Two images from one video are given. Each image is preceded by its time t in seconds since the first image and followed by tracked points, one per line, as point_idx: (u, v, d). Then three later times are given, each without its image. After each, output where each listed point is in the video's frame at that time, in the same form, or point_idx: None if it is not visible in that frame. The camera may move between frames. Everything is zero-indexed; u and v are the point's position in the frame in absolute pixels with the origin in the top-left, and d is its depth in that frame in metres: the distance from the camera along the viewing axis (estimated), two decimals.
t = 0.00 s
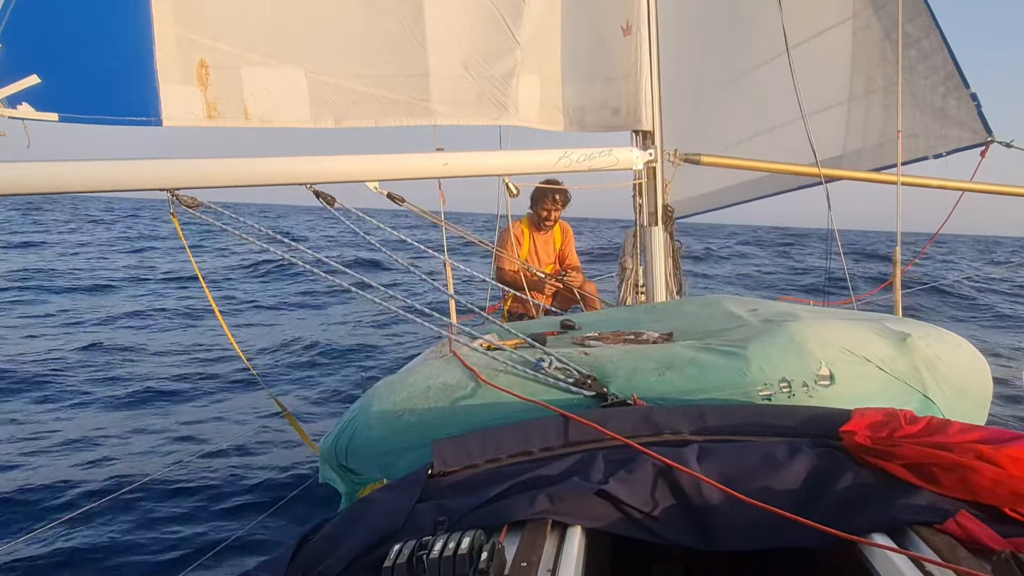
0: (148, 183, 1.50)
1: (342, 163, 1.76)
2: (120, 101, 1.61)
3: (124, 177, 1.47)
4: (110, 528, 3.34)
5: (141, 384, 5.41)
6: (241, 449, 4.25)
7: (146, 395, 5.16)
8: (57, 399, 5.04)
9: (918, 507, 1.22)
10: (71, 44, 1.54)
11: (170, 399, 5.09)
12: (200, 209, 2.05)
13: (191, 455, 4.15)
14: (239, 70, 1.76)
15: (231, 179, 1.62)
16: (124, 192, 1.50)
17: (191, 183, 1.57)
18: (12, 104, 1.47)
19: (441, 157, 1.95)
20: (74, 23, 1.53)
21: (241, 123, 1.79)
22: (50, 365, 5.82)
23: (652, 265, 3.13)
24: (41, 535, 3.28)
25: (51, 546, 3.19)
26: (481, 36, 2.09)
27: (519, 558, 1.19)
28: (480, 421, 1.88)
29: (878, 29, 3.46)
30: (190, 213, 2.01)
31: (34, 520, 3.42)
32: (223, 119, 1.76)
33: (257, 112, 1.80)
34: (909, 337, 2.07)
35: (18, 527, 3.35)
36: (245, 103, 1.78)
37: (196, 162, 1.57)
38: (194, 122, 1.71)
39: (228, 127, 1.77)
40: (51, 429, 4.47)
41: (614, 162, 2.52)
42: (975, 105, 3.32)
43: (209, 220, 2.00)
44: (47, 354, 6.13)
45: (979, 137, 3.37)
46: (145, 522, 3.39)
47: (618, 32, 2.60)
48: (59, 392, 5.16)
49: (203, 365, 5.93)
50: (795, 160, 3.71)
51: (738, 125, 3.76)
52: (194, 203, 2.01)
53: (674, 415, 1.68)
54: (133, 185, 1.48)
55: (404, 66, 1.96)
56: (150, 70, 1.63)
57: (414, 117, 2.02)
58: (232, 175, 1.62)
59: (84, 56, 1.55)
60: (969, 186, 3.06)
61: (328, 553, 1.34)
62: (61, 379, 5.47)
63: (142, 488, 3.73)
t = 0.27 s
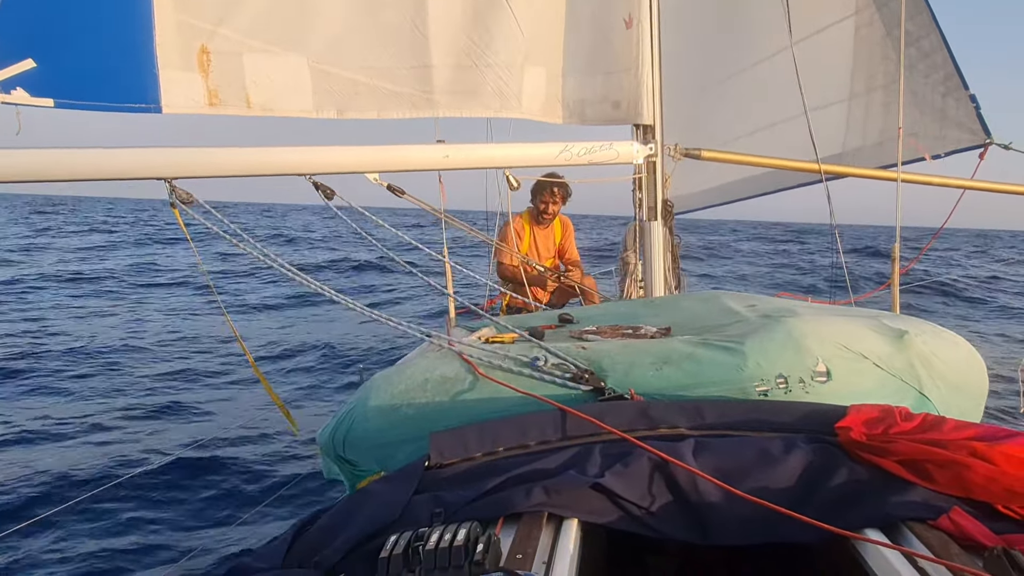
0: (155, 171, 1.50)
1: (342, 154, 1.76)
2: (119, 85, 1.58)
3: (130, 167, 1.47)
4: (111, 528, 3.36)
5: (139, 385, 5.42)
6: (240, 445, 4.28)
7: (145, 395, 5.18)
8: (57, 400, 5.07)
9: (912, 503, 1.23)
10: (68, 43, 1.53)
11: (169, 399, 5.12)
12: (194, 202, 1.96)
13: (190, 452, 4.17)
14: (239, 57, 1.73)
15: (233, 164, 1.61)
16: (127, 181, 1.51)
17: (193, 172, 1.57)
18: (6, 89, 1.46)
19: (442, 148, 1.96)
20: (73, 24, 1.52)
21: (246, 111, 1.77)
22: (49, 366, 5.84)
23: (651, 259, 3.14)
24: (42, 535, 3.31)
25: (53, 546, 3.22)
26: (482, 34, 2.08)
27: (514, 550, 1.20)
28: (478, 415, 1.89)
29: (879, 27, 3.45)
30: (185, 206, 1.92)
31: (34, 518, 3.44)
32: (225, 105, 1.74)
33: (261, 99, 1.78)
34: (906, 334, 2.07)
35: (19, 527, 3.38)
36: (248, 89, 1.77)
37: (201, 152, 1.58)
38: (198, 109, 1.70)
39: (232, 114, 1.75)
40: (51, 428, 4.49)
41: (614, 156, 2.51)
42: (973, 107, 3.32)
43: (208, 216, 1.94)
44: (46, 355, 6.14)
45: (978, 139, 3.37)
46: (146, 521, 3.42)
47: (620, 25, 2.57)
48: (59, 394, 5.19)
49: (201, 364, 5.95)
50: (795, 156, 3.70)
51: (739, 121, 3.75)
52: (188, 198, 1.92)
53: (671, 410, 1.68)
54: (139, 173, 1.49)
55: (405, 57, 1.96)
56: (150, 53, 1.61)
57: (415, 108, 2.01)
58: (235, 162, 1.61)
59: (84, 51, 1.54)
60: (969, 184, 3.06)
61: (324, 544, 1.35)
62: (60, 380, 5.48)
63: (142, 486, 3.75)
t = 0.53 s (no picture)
0: (147, 165, 1.50)
1: (344, 147, 1.76)
2: (123, 78, 1.57)
3: (125, 159, 1.47)
4: (110, 524, 3.36)
5: (139, 384, 5.42)
6: (239, 442, 4.28)
7: (145, 395, 5.17)
8: (57, 399, 5.06)
9: (908, 502, 1.23)
10: (66, 39, 1.49)
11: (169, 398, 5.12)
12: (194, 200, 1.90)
13: (190, 449, 4.17)
14: (248, 46, 1.74)
15: (235, 159, 1.62)
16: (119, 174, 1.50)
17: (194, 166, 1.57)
18: (5, 81, 1.39)
19: (443, 144, 1.96)
20: (70, 16, 1.48)
21: (252, 102, 1.78)
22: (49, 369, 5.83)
23: (650, 257, 3.13)
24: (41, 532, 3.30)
25: (52, 544, 3.21)
26: (485, 33, 2.08)
27: (512, 546, 1.20)
28: (477, 411, 1.89)
29: (880, 27, 3.45)
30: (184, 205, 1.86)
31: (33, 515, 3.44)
32: (232, 95, 1.74)
33: (269, 91, 1.78)
34: (905, 334, 2.07)
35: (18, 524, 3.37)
36: (255, 81, 1.77)
37: (192, 145, 1.57)
38: (204, 99, 1.70)
39: (238, 104, 1.76)
40: (51, 427, 4.49)
41: (614, 152, 2.50)
42: (972, 111, 3.32)
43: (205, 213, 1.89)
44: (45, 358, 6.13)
45: (977, 142, 3.37)
46: (145, 517, 3.42)
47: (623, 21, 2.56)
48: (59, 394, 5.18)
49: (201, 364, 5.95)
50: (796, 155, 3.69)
51: (740, 119, 3.75)
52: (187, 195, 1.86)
53: (669, 407, 1.69)
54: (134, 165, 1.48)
55: (409, 52, 1.96)
56: (155, 46, 1.61)
57: (416, 103, 2.01)
58: (226, 155, 1.61)
59: (84, 47, 1.51)
60: (968, 184, 3.06)
61: (322, 539, 1.35)
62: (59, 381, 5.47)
63: (141, 483, 3.75)
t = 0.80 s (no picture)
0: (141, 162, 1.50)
1: (346, 146, 1.77)
2: (127, 78, 1.57)
3: (123, 158, 1.47)
4: (110, 526, 3.36)
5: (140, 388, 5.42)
6: (239, 444, 4.28)
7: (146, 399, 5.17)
8: (58, 407, 5.05)
9: (907, 502, 1.23)
10: (66, 40, 1.47)
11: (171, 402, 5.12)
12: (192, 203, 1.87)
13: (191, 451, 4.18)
14: (254, 46, 1.74)
15: (236, 157, 1.62)
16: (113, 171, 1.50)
17: (191, 164, 1.57)
18: (5, 81, 1.38)
19: (445, 144, 1.97)
20: (69, 17, 1.47)
21: (258, 102, 1.78)
22: (50, 378, 5.83)
23: (650, 259, 3.13)
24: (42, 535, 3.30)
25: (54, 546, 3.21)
26: (488, 33, 2.09)
27: (511, 546, 1.20)
28: (477, 412, 1.89)
29: (880, 29, 3.47)
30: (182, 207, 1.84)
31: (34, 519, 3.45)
32: (237, 96, 1.74)
33: (275, 90, 1.78)
34: (904, 334, 2.07)
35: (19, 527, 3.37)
36: (261, 81, 1.77)
37: (188, 140, 1.56)
38: (209, 100, 1.70)
39: (244, 104, 1.75)
40: (51, 432, 4.51)
41: (616, 153, 2.50)
42: (973, 112, 3.34)
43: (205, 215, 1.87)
44: (45, 369, 6.11)
45: (977, 144, 3.39)
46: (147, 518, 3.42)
47: (627, 22, 2.56)
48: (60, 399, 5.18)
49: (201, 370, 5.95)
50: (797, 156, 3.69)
51: (741, 120, 3.75)
52: (187, 198, 1.84)
53: (669, 408, 1.69)
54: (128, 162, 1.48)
55: (414, 51, 1.97)
56: (159, 46, 1.61)
57: (420, 102, 2.02)
58: (224, 155, 1.61)
59: (83, 48, 1.49)
60: (969, 185, 3.06)
61: (322, 539, 1.35)
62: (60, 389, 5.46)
63: (143, 485, 3.75)
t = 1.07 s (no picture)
0: (143, 159, 1.49)
1: (349, 143, 1.78)
2: (130, 75, 1.57)
3: (121, 153, 1.46)
4: (111, 526, 3.36)
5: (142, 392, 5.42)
6: (240, 444, 4.28)
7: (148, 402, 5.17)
8: (59, 412, 5.05)
9: (907, 502, 1.23)
10: (66, 37, 1.46)
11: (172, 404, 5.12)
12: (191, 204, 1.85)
13: (192, 451, 4.17)
14: (259, 41, 1.74)
15: (238, 155, 1.62)
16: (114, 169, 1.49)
17: (188, 159, 1.56)
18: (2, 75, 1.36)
19: (448, 142, 1.97)
20: (70, 17, 1.46)
21: (263, 100, 1.78)
22: (51, 385, 5.82)
23: (650, 258, 3.13)
24: (46, 534, 3.30)
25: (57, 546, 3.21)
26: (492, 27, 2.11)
27: (510, 545, 1.20)
28: (477, 410, 1.89)
29: (881, 27, 3.47)
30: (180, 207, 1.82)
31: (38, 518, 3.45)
32: (242, 93, 1.74)
33: (281, 87, 1.79)
34: (905, 334, 2.08)
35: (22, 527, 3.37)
36: (266, 78, 1.77)
37: (190, 137, 1.55)
38: (213, 98, 1.70)
39: (248, 101, 1.75)
40: (52, 435, 4.51)
41: (617, 151, 2.50)
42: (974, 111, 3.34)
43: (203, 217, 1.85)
44: (45, 376, 6.10)
45: (978, 143, 3.39)
46: (150, 517, 3.42)
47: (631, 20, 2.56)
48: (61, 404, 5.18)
49: (201, 373, 5.94)
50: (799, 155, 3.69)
51: (742, 119, 3.73)
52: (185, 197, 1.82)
53: (669, 407, 1.69)
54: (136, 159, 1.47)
55: (417, 47, 1.98)
56: (161, 43, 1.61)
57: (424, 98, 2.03)
58: (225, 151, 1.61)
59: (82, 48, 1.49)
60: (970, 184, 3.06)
61: (322, 537, 1.35)
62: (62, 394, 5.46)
63: (144, 485, 3.75)
